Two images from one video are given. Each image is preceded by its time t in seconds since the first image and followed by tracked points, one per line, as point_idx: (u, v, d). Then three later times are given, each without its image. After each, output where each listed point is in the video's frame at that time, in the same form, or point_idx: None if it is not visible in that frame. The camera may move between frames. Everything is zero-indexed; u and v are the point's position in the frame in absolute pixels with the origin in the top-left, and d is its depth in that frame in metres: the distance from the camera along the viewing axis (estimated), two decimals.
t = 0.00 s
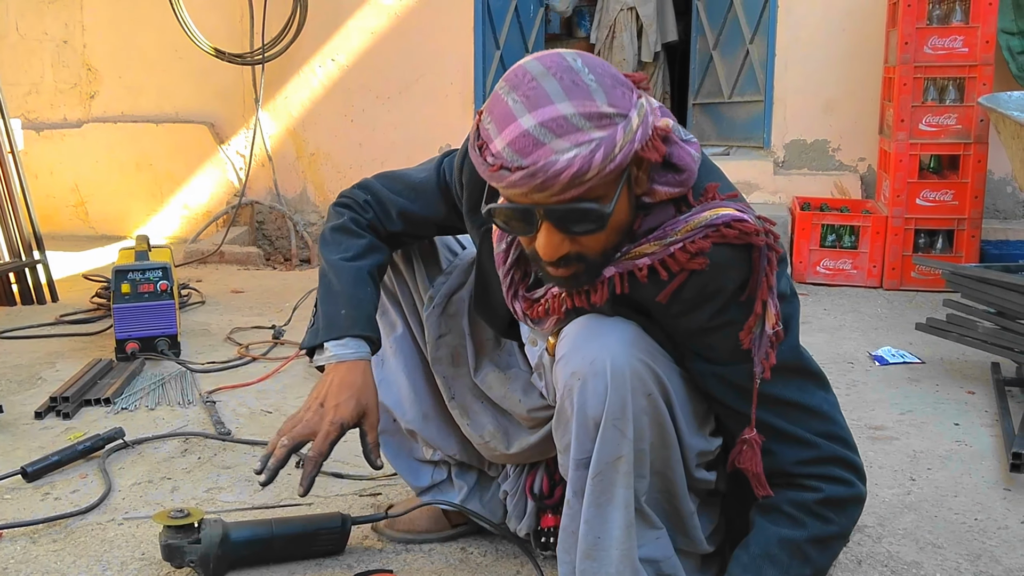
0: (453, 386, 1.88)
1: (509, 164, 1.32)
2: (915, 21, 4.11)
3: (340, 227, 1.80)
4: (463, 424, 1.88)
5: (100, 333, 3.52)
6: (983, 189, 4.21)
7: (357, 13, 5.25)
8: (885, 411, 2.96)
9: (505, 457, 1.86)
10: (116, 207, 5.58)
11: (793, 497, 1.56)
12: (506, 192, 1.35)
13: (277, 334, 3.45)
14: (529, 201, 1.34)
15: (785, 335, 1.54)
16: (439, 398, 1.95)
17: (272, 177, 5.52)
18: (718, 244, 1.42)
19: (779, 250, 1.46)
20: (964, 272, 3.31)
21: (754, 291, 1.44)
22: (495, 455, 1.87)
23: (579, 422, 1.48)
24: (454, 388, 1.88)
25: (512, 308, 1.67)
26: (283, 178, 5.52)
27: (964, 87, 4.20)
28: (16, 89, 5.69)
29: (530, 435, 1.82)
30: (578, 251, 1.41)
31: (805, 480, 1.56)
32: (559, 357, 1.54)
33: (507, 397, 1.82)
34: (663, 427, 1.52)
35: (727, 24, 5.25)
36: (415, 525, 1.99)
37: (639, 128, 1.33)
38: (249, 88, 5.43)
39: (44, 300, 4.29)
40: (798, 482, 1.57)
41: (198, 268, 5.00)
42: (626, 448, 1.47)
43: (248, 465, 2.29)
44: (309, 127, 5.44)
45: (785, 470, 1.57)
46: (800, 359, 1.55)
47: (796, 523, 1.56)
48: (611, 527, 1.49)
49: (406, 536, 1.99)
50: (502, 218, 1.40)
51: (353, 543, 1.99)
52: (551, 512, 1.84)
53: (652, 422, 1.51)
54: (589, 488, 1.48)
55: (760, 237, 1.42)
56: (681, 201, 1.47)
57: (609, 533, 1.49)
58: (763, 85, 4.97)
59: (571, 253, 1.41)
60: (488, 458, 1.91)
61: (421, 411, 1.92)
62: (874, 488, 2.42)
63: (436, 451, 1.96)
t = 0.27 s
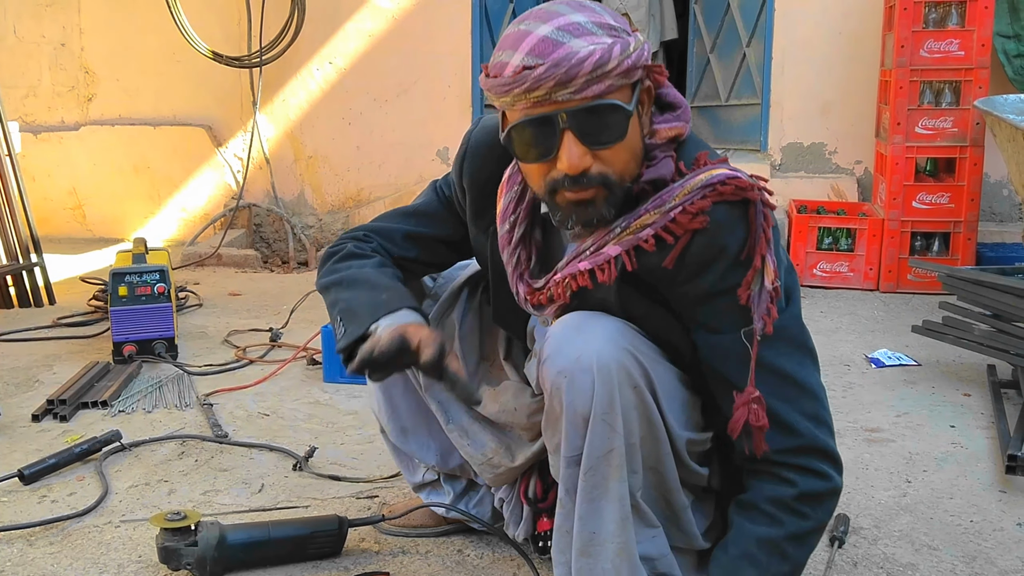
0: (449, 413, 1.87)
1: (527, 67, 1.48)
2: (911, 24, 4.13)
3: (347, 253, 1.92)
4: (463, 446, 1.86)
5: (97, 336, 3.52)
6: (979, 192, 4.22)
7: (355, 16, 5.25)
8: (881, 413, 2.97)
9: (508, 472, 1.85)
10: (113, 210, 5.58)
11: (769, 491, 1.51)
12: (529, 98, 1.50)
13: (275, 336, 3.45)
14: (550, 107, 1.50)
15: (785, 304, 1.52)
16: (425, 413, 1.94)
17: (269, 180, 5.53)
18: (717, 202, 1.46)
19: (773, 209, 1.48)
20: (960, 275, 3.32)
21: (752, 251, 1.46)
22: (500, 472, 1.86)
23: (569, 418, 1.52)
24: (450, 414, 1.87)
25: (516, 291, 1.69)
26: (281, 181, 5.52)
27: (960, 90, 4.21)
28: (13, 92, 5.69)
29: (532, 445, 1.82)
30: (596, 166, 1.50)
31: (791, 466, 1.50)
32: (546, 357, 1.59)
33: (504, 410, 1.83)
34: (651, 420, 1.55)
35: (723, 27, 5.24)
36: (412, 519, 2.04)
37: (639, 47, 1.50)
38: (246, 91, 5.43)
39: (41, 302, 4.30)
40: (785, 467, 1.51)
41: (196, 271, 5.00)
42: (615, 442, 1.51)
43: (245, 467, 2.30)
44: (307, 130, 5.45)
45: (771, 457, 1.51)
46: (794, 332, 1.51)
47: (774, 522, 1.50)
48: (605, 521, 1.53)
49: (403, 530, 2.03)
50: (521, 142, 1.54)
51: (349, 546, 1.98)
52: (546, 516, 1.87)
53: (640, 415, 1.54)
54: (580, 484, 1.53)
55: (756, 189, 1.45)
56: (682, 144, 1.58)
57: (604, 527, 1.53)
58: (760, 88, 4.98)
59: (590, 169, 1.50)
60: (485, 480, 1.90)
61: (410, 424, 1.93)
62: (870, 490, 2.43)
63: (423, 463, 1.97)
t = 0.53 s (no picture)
0: (449, 433, 1.84)
1: (505, 40, 1.58)
2: (908, 28, 4.15)
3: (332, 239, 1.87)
4: (465, 465, 1.84)
5: (95, 341, 3.53)
6: (976, 195, 4.23)
7: (353, 20, 5.26)
8: (879, 417, 2.97)
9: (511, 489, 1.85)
10: (112, 215, 5.59)
11: (736, 468, 1.45)
12: (507, 70, 1.60)
13: (273, 341, 3.46)
14: (527, 78, 1.60)
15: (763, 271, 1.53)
16: (410, 429, 1.94)
17: (268, 185, 5.56)
18: (699, 167, 1.53)
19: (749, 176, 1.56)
20: (957, 279, 3.33)
21: (734, 215, 1.51)
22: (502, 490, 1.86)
23: (577, 396, 1.54)
24: (449, 434, 1.84)
25: (506, 267, 1.71)
26: (279, 186, 5.54)
27: (957, 94, 4.21)
28: (12, 97, 5.70)
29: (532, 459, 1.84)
30: (572, 134, 1.60)
31: (763, 430, 1.45)
32: (551, 339, 1.61)
33: (502, 423, 1.84)
34: (656, 402, 1.56)
35: (721, 30, 5.17)
36: (402, 529, 2.03)
37: (609, 24, 1.62)
38: (245, 96, 5.45)
39: (40, 307, 4.30)
40: (757, 435, 1.46)
41: (195, 275, 5.01)
42: (623, 418, 1.53)
43: (243, 473, 2.30)
44: (306, 134, 5.47)
45: (744, 420, 1.47)
46: (769, 298, 1.51)
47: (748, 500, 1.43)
48: (613, 498, 1.54)
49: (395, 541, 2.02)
50: (501, 114, 1.64)
51: (346, 552, 1.99)
52: (532, 524, 1.89)
53: (646, 395, 1.56)
54: (588, 462, 1.54)
55: (733, 153, 1.53)
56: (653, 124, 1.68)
57: (611, 505, 1.54)
58: (757, 92, 5.00)
59: (566, 136, 1.60)
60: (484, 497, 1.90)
61: (396, 446, 1.92)
62: (867, 495, 2.43)
63: (411, 483, 1.98)
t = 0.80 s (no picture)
0: (430, 434, 1.89)
1: (450, 35, 1.71)
2: (907, 32, 4.15)
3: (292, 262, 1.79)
4: (443, 465, 1.87)
5: (95, 346, 3.53)
6: (976, 199, 4.24)
7: (354, 25, 5.27)
8: (879, 421, 2.97)
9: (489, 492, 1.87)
10: (113, 220, 5.59)
11: (701, 436, 1.56)
12: (455, 61, 1.72)
13: (273, 346, 3.46)
14: (473, 68, 1.73)
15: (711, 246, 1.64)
16: (400, 444, 1.94)
17: (268, 189, 5.57)
18: (640, 146, 1.66)
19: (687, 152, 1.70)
20: (957, 282, 3.33)
21: (677, 189, 1.63)
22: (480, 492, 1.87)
23: (570, 378, 1.54)
24: (430, 435, 1.89)
25: (464, 259, 1.80)
26: (279, 190, 5.56)
27: (956, 98, 4.21)
28: (13, 102, 5.71)
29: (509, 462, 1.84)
30: (519, 118, 1.73)
31: (723, 396, 1.55)
32: (536, 326, 1.60)
33: (486, 422, 1.86)
34: (644, 377, 1.58)
35: (721, 34, 5.20)
36: (401, 535, 2.02)
37: (543, 20, 1.77)
38: (246, 101, 5.46)
39: (41, 312, 4.31)
40: (716, 402, 1.57)
41: (195, 280, 5.00)
42: (618, 395, 1.53)
43: (244, 478, 2.31)
44: (307, 139, 5.48)
45: (706, 386, 1.56)
46: (720, 270, 1.62)
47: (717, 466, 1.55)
48: (614, 478, 1.55)
49: (394, 546, 2.01)
50: (451, 106, 1.76)
51: (346, 557, 1.99)
52: (519, 533, 1.87)
53: (635, 371, 1.57)
54: (587, 444, 1.54)
55: (670, 132, 1.67)
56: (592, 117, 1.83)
57: (612, 485, 1.55)
58: (757, 96, 5.01)
59: (513, 121, 1.72)
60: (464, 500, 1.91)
61: (389, 462, 1.92)
62: (868, 499, 2.43)
63: (406, 497, 1.98)
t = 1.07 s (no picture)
0: (424, 426, 1.89)
1: (425, 35, 1.72)
2: (907, 33, 4.15)
3: (262, 284, 1.76)
4: (436, 457, 1.87)
5: (97, 349, 3.53)
6: (977, 200, 4.23)
7: (354, 27, 5.27)
8: (881, 422, 2.97)
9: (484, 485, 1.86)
10: (115, 223, 5.59)
11: (695, 426, 1.55)
12: (430, 60, 1.73)
13: (274, 348, 3.46)
14: (450, 64, 1.73)
15: (695, 237, 1.64)
16: (399, 441, 1.95)
17: (269, 192, 5.59)
18: (619, 138, 1.67)
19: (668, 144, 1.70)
20: (958, 283, 3.33)
21: (657, 180, 1.64)
22: (473, 487, 1.87)
23: (558, 384, 1.54)
24: (425, 427, 1.89)
25: (449, 248, 1.79)
26: (281, 193, 5.58)
27: (957, 99, 4.21)
28: (14, 105, 5.72)
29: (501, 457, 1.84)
30: (497, 109, 1.73)
31: (712, 381, 1.56)
32: (524, 333, 1.60)
33: (480, 422, 1.85)
34: (635, 379, 1.58)
35: (721, 36, 5.22)
36: (402, 538, 2.01)
37: (517, 15, 1.78)
38: (246, 103, 5.47)
39: (42, 315, 4.31)
40: (707, 389, 1.57)
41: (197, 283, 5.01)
42: (605, 399, 1.53)
43: (245, 480, 2.31)
44: (308, 141, 5.48)
45: (696, 372, 1.57)
46: (703, 263, 1.62)
47: (715, 454, 1.55)
48: (606, 482, 1.55)
49: (396, 549, 2.01)
50: (430, 104, 1.76)
51: (347, 560, 1.99)
52: (515, 532, 1.87)
53: (624, 374, 1.57)
54: (577, 449, 1.54)
55: (650, 123, 1.67)
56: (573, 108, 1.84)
57: (604, 489, 1.55)
58: (758, 97, 5.01)
59: (491, 112, 1.72)
60: (458, 496, 1.91)
61: (387, 459, 1.93)
62: (869, 501, 2.43)
63: (406, 494, 1.98)
